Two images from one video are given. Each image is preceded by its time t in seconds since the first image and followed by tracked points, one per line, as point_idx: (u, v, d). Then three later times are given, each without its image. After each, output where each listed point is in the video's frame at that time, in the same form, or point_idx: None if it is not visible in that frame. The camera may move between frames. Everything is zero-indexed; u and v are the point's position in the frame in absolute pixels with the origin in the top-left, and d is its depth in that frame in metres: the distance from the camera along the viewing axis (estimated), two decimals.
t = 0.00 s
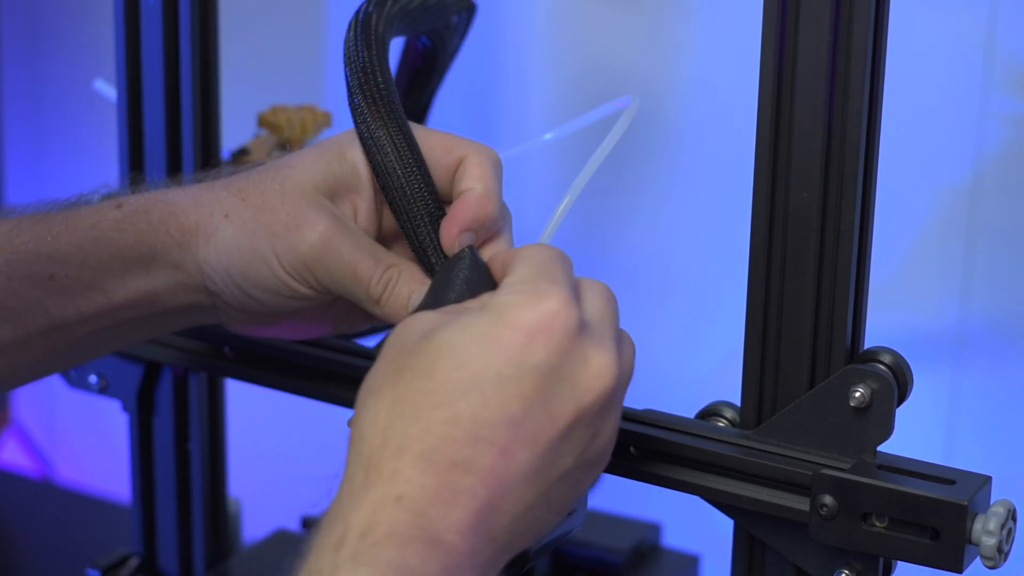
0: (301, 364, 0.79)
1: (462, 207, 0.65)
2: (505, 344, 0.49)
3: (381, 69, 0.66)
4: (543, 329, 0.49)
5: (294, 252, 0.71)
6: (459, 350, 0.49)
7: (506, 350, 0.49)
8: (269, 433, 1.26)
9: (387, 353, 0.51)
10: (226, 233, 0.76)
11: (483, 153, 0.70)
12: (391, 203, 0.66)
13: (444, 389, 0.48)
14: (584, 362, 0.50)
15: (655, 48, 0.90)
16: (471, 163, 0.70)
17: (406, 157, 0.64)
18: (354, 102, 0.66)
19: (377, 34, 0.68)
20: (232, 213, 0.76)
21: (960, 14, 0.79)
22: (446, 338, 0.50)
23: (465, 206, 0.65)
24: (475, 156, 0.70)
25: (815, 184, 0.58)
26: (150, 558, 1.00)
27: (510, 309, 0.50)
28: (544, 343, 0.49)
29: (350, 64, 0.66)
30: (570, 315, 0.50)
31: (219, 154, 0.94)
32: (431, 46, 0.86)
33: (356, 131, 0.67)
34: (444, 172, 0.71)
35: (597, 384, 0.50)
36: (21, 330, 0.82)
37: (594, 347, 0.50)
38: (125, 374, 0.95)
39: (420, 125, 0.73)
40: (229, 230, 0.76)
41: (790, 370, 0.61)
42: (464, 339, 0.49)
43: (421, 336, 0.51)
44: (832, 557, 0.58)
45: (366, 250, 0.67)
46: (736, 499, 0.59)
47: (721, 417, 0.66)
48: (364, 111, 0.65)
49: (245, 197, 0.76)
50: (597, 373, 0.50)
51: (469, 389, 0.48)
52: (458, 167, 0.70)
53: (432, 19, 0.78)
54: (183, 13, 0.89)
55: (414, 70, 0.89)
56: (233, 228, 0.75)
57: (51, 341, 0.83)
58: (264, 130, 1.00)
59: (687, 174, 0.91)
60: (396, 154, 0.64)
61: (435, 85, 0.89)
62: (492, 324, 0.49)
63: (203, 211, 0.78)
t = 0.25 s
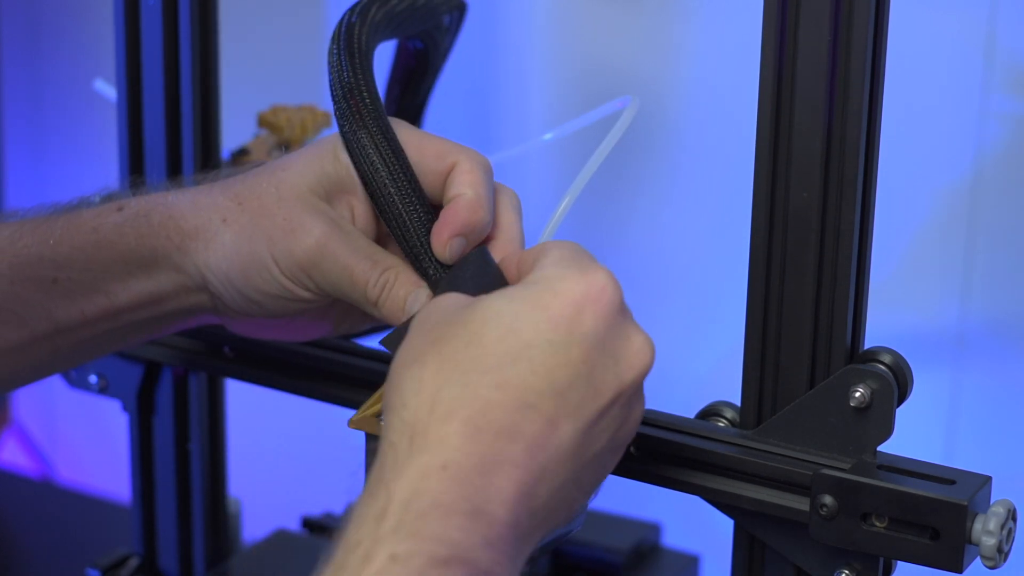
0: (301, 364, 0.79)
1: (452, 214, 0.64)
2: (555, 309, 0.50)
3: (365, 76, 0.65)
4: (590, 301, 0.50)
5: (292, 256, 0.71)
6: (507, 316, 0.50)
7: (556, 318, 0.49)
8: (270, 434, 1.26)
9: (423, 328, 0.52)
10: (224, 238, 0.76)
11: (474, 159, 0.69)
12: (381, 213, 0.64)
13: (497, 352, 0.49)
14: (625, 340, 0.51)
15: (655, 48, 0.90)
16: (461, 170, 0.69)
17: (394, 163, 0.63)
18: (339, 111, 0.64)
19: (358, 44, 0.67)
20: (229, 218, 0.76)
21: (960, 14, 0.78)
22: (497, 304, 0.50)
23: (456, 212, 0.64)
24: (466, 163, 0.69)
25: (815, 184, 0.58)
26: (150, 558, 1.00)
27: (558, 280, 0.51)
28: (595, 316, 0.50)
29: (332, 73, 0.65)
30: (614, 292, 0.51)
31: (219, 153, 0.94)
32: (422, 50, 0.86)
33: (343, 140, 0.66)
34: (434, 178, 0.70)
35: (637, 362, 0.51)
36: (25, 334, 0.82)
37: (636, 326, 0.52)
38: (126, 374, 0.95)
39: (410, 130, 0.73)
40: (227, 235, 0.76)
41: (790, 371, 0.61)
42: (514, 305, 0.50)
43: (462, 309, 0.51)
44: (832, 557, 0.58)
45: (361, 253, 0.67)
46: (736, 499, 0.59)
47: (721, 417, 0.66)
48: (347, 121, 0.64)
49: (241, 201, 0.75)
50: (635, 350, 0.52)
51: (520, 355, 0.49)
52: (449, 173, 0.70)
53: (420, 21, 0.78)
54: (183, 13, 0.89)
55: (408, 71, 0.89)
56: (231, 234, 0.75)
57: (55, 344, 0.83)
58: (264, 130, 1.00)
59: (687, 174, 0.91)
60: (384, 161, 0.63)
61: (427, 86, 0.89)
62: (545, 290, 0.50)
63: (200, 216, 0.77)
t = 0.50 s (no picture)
0: (301, 364, 0.79)
1: (454, 210, 0.63)
2: (567, 298, 0.50)
3: (374, 73, 0.64)
4: (600, 288, 0.50)
5: (297, 257, 0.71)
6: (520, 308, 0.50)
7: (569, 308, 0.49)
8: (269, 434, 1.26)
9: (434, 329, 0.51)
10: (232, 237, 0.76)
11: (479, 155, 0.70)
12: (387, 211, 0.64)
13: (512, 345, 0.48)
14: (638, 324, 0.51)
15: (655, 48, 0.90)
16: (465, 167, 0.69)
17: (401, 160, 0.63)
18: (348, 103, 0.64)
19: (369, 41, 0.67)
20: (237, 218, 0.76)
21: (959, 14, 0.78)
22: (508, 298, 0.50)
23: (458, 210, 0.64)
24: (470, 159, 0.69)
25: (815, 184, 0.58)
26: (150, 558, 1.00)
27: (565, 271, 0.51)
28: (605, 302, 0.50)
29: (343, 68, 0.65)
30: (623, 278, 0.51)
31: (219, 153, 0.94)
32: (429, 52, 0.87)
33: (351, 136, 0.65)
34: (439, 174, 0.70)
35: (652, 348, 0.51)
36: (34, 332, 0.82)
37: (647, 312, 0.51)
38: (126, 374, 0.95)
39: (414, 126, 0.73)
40: (235, 235, 0.76)
41: (791, 371, 0.61)
42: (525, 297, 0.50)
43: (475, 307, 0.51)
44: (832, 557, 0.58)
45: (366, 254, 0.67)
46: (737, 499, 0.59)
47: (721, 417, 0.66)
48: (357, 117, 0.63)
49: (249, 200, 0.75)
50: (648, 334, 0.51)
51: (536, 346, 0.48)
52: (453, 169, 0.70)
53: (426, 22, 0.78)
54: (183, 13, 0.89)
55: (414, 72, 0.89)
56: (239, 233, 0.75)
57: (66, 342, 0.83)
58: (264, 130, 1.00)
59: (687, 174, 0.91)
60: (392, 155, 0.63)
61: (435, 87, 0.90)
62: (554, 281, 0.50)
63: (209, 214, 0.77)
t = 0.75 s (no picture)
0: (301, 365, 0.80)
1: (440, 211, 0.63)
2: (594, 280, 0.50)
3: (353, 83, 0.64)
4: (629, 274, 0.51)
5: (289, 262, 0.71)
6: (546, 286, 0.50)
7: (596, 289, 0.50)
8: (269, 434, 1.26)
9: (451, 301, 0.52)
10: (224, 246, 0.76)
11: (463, 154, 0.70)
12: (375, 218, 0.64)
13: (536, 318, 0.49)
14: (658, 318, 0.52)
15: (655, 48, 0.90)
16: (449, 167, 0.69)
17: (387, 167, 0.63)
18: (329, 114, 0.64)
19: (350, 55, 0.66)
20: (228, 227, 0.76)
21: (960, 14, 0.78)
22: (536, 275, 0.51)
23: (443, 210, 0.64)
24: (455, 159, 0.69)
25: (814, 184, 0.58)
26: (150, 558, 1.00)
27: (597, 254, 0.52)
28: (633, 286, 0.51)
29: (322, 81, 0.65)
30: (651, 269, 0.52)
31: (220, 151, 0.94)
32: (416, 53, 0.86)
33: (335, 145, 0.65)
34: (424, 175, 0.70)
35: (669, 343, 0.52)
36: (30, 342, 0.81)
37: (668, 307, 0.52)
38: (126, 374, 0.95)
39: (399, 126, 0.73)
40: (226, 244, 0.76)
41: (791, 370, 0.61)
42: (552, 275, 0.51)
43: (497, 283, 0.52)
44: (832, 557, 0.58)
45: (358, 256, 0.67)
46: (737, 499, 0.59)
47: (721, 417, 0.66)
48: (339, 127, 0.64)
49: (240, 209, 0.75)
50: (667, 329, 0.52)
51: (560, 321, 0.49)
52: (438, 169, 0.70)
53: (406, 24, 0.77)
54: (183, 12, 0.89)
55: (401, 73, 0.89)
56: (231, 242, 0.75)
57: (63, 353, 0.83)
58: (264, 130, 1.00)
59: (687, 175, 0.91)
60: (377, 164, 0.63)
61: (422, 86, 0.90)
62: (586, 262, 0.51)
63: (200, 225, 0.77)
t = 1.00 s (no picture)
0: (301, 365, 0.80)
1: (428, 216, 0.62)
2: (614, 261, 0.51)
3: (347, 90, 0.65)
4: (647, 258, 0.52)
5: (287, 264, 0.71)
6: (564, 267, 0.52)
7: (615, 267, 0.51)
8: (270, 434, 1.26)
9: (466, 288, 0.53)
10: (222, 247, 0.76)
11: (453, 157, 0.68)
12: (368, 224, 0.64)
13: (554, 295, 0.50)
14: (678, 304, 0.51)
15: (655, 48, 0.90)
16: (438, 174, 0.68)
17: (377, 176, 0.63)
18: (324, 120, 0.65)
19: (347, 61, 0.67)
20: (227, 228, 0.76)
21: (960, 14, 0.78)
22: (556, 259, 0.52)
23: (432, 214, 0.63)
24: (445, 163, 0.68)
25: (814, 185, 0.58)
26: (150, 558, 1.00)
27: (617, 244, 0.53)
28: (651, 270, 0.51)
29: (317, 88, 0.66)
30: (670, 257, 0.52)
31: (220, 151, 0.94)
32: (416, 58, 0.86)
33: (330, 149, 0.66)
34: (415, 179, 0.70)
35: (688, 329, 0.51)
36: (30, 342, 0.81)
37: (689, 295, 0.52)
38: (125, 374, 0.95)
39: (395, 127, 0.73)
40: (225, 245, 0.76)
41: (791, 371, 0.61)
42: (573, 256, 0.52)
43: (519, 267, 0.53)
44: (832, 558, 0.58)
45: (355, 259, 0.67)
46: (737, 499, 0.59)
47: (721, 417, 0.66)
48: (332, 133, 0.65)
49: (238, 210, 0.75)
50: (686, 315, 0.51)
51: (578, 294, 0.50)
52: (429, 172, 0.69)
53: (409, 28, 0.77)
54: (183, 11, 0.89)
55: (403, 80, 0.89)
56: (229, 243, 0.75)
57: (64, 352, 0.82)
58: (264, 130, 1.00)
59: (687, 175, 0.91)
60: (367, 179, 0.63)
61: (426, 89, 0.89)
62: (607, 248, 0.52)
63: (199, 226, 0.78)
